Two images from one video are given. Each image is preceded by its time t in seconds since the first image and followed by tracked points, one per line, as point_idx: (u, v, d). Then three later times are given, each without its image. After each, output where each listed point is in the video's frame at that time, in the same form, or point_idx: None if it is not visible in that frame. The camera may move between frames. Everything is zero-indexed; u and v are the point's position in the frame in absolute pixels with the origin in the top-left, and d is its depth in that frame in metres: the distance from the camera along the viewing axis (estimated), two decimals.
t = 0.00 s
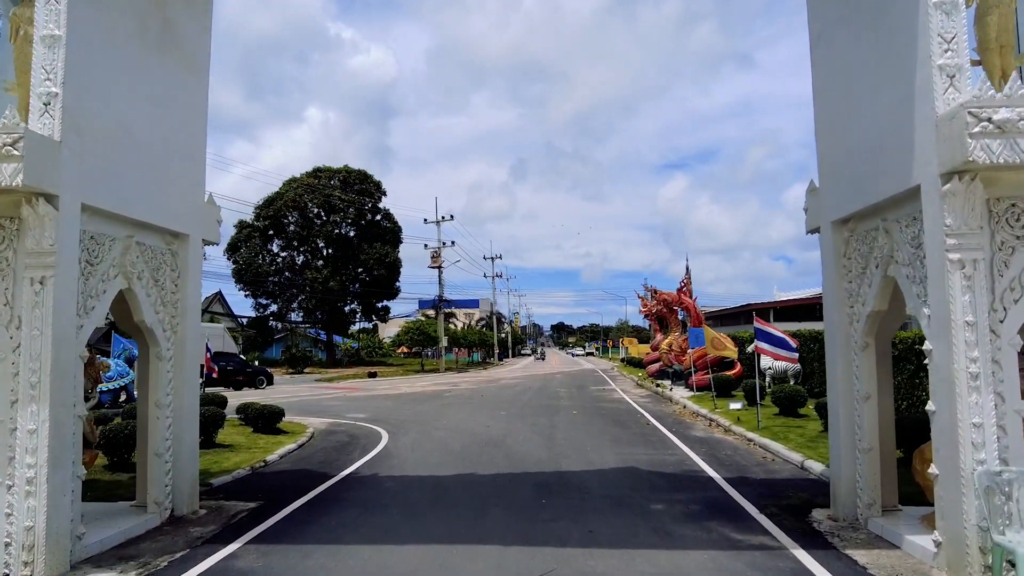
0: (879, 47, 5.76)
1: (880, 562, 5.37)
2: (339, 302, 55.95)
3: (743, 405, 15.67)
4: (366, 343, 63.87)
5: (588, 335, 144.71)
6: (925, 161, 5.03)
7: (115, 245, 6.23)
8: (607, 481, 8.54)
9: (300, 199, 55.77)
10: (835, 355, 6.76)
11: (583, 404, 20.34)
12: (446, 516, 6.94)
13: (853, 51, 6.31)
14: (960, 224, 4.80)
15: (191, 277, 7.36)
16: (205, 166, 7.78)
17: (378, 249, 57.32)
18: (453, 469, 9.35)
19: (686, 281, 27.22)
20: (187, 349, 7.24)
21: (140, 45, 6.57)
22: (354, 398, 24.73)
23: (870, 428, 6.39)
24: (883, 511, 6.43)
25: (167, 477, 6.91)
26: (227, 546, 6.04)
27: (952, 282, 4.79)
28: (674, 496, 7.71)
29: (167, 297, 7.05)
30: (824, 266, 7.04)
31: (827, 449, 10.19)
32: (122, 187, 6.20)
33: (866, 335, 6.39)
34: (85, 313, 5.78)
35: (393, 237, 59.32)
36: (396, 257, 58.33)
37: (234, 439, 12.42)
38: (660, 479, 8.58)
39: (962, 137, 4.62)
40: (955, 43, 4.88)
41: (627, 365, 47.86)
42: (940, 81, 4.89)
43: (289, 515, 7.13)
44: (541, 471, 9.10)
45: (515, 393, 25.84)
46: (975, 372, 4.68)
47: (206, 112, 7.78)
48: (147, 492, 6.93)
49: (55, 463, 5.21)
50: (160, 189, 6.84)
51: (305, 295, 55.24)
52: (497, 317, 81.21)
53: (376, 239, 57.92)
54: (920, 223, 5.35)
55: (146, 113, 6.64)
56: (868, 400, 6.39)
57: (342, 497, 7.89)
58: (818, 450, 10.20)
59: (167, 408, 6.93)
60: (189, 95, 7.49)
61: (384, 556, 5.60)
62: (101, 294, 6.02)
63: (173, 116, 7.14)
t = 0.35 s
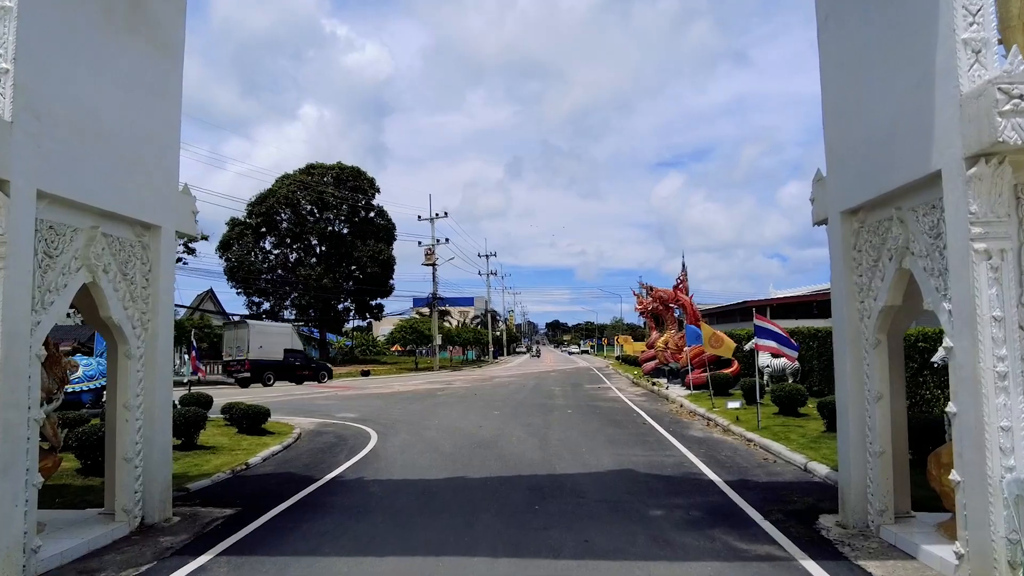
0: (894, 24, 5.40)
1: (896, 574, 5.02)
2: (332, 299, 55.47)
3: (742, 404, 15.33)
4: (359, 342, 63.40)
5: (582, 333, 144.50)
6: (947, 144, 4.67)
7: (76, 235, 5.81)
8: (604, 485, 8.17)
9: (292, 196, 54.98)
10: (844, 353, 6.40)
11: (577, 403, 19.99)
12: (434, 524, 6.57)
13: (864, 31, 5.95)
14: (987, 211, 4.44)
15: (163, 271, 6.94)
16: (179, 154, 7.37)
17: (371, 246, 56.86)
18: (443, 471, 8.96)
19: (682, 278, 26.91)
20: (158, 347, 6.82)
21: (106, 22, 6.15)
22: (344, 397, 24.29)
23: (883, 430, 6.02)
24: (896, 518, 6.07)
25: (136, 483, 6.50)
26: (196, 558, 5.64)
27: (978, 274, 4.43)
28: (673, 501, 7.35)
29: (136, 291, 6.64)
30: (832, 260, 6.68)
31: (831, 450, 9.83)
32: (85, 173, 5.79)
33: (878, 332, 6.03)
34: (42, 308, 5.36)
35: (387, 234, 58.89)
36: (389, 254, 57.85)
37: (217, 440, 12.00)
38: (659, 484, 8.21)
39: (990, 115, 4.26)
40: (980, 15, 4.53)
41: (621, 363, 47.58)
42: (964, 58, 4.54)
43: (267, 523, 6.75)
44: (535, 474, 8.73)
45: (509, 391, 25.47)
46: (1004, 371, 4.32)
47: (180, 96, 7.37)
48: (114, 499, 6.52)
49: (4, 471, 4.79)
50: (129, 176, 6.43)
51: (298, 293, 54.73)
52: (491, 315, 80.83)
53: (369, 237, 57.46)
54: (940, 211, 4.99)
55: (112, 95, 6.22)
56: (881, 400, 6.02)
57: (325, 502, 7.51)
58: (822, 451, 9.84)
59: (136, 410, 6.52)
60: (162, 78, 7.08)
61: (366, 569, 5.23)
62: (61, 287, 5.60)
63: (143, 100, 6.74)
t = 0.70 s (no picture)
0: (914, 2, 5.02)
1: None
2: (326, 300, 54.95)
3: (742, 406, 14.97)
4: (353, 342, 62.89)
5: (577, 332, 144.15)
6: (976, 128, 4.29)
7: (30, 230, 5.36)
8: (601, 495, 7.75)
9: (285, 195, 54.45)
10: (858, 356, 6.00)
11: (573, 404, 19.58)
12: (420, 540, 6.15)
13: (879, 11, 5.57)
14: None
15: (130, 269, 6.50)
16: (148, 147, 6.94)
17: (365, 245, 56.35)
18: (433, 480, 8.54)
19: (679, 277, 26.56)
20: (125, 351, 6.36)
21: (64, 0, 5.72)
22: (334, 399, 23.80)
23: (900, 438, 5.62)
24: (916, 532, 5.66)
25: (101, 497, 6.04)
26: None
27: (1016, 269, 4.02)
28: (674, 512, 6.94)
29: (101, 291, 6.19)
30: (843, 256, 6.29)
31: (837, 455, 9.44)
32: (41, 163, 5.36)
33: (894, 334, 5.63)
34: None
35: (380, 234, 58.51)
36: (383, 254, 57.34)
37: (197, 446, 11.53)
38: (658, 493, 7.80)
39: None
40: None
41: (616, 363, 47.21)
42: (997, 32, 4.15)
43: (243, 539, 6.31)
44: (530, 482, 8.32)
45: (503, 393, 25.05)
46: None
47: (149, 82, 6.94)
48: (77, 515, 6.06)
49: None
50: (93, 167, 6.01)
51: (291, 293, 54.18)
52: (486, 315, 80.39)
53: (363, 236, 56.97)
54: (968, 200, 4.59)
55: (71, 81, 5.80)
56: (898, 406, 5.63)
57: (306, 515, 7.09)
58: (828, 456, 9.44)
59: (100, 418, 6.06)
60: (129, 63, 6.65)
61: None
62: (12, 287, 5.15)
63: (107, 87, 6.30)
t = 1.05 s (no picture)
0: None
1: None
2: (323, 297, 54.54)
3: (746, 404, 14.64)
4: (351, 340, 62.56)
5: (576, 331, 143.72)
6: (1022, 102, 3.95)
7: None
8: (605, 499, 7.41)
9: (282, 192, 54.09)
10: (880, 350, 5.64)
11: (573, 403, 19.22)
12: (414, 547, 5.80)
13: None
14: None
15: (106, 258, 6.09)
16: (128, 130, 6.57)
17: (363, 243, 55.88)
18: (429, 482, 8.20)
19: (680, 274, 26.18)
20: (98, 345, 5.95)
21: None
22: (329, 396, 23.42)
23: (927, 439, 5.25)
24: (942, 540, 5.29)
25: (72, 502, 5.64)
26: None
27: None
28: (682, 517, 6.59)
29: (72, 281, 5.79)
30: (864, 245, 5.92)
31: (849, 456, 9.09)
32: (8, 144, 4.97)
33: (921, 328, 5.25)
34: None
35: (378, 232, 57.96)
36: (382, 252, 56.78)
37: (185, 445, 11.17)
38: (664, 498, 7.45)
39: None
40: None
41: (616, 361, 46.89)
42: None
43: (226, 546, 5.95)
44: (530, 485, 7.99)
45: (501, 391, 24.68)
46: None
47: (127, 62, 6.56)
48: (46, 521, 5.65)
49: None
50: (66, 149, 5.62)
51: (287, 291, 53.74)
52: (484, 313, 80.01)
53: (361, 234, 56.54)
54: (1010, 181, 4.23)
55: (42, 54, 5.39)
56: (925, 405, 5.25)
57: (294, 521, 6.72)
58: (839, 457, 9.09)
59: (71, 416, 5.65)
60: (106, 40, 6.26)
61: None
62: None
63: (82, 64, 5.90)
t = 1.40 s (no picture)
0: None
1: None
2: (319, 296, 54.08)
3: (750, 407, 14.26)
4: (347, 339, 62.09)
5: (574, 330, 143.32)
6: None
7: None
8: (608, 511, 7.02)
9: (279, 190, 53.65)
10: (904, 355, 5.26)
11: (572, 405, 18.82)
12: (404, 564, 5.40)
13: None
14: None
15: (74, 254, 5.68)
16: (100, 117, 6.15)
17: (360, 242, 55.43)
18: (422, 491, 7.80)
19: (681, 274, 25.78)
20: (65, 346, 5.55)
21: None
22: (323, 397, 23.00)
23: (956, 450, 4.87)
24: (973, 559, 4.91)
25: (36, 515, 5.23)
26: None
27: None
28: (689, 531, 6.21)
29: (37, 278, 5.37)
30: (887, 242, 5.55)
31: (861, 463, 8.70)
32: None
33: (950, 331, 4.88)
34: None
35: (376, 231, 57.42)
36: (379, 250, 56.25)
37: (171, 449, 10.76)
38: (669, 510, 7.05)
39: None
40: None
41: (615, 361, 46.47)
42: None
43: (202, 562, 5.54)
44: (528, 494, 7.60)
45: (498, 392, 24.27)
46: None
47: (100, 45, 6.15)
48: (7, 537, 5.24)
49: None
50: (30, 136, 5.20)
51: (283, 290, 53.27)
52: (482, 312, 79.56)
53: (359, 233, 56.11)
54: None
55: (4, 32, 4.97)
56: (954, 414, 4.87)
57: (277, 534, 6.31)
58: (851, 464, 8.70)
59: (34, 424, 5.24)
60: (77, 19, 5.84)
61: None
62: None
63: (49, 44, 5.48)
